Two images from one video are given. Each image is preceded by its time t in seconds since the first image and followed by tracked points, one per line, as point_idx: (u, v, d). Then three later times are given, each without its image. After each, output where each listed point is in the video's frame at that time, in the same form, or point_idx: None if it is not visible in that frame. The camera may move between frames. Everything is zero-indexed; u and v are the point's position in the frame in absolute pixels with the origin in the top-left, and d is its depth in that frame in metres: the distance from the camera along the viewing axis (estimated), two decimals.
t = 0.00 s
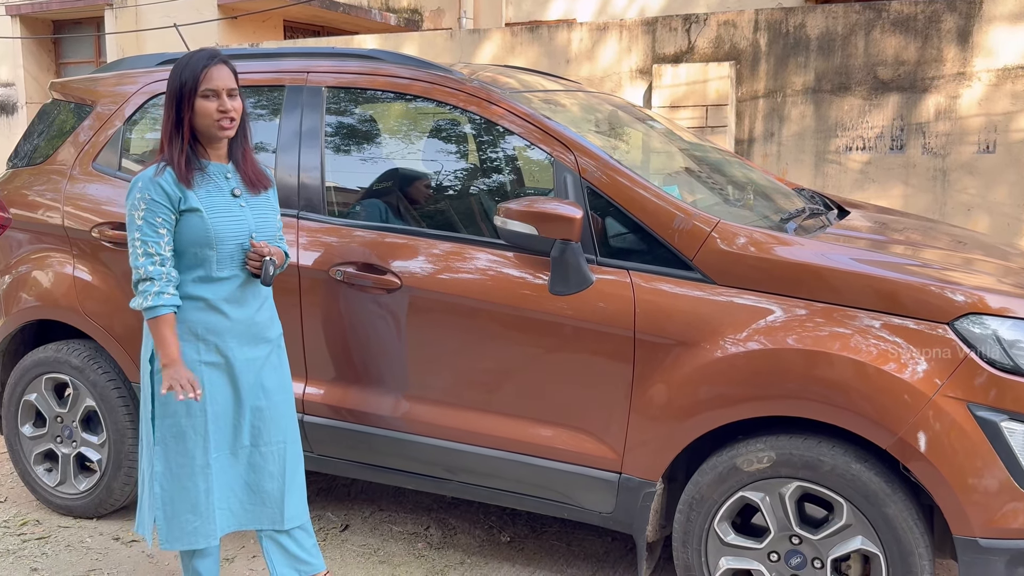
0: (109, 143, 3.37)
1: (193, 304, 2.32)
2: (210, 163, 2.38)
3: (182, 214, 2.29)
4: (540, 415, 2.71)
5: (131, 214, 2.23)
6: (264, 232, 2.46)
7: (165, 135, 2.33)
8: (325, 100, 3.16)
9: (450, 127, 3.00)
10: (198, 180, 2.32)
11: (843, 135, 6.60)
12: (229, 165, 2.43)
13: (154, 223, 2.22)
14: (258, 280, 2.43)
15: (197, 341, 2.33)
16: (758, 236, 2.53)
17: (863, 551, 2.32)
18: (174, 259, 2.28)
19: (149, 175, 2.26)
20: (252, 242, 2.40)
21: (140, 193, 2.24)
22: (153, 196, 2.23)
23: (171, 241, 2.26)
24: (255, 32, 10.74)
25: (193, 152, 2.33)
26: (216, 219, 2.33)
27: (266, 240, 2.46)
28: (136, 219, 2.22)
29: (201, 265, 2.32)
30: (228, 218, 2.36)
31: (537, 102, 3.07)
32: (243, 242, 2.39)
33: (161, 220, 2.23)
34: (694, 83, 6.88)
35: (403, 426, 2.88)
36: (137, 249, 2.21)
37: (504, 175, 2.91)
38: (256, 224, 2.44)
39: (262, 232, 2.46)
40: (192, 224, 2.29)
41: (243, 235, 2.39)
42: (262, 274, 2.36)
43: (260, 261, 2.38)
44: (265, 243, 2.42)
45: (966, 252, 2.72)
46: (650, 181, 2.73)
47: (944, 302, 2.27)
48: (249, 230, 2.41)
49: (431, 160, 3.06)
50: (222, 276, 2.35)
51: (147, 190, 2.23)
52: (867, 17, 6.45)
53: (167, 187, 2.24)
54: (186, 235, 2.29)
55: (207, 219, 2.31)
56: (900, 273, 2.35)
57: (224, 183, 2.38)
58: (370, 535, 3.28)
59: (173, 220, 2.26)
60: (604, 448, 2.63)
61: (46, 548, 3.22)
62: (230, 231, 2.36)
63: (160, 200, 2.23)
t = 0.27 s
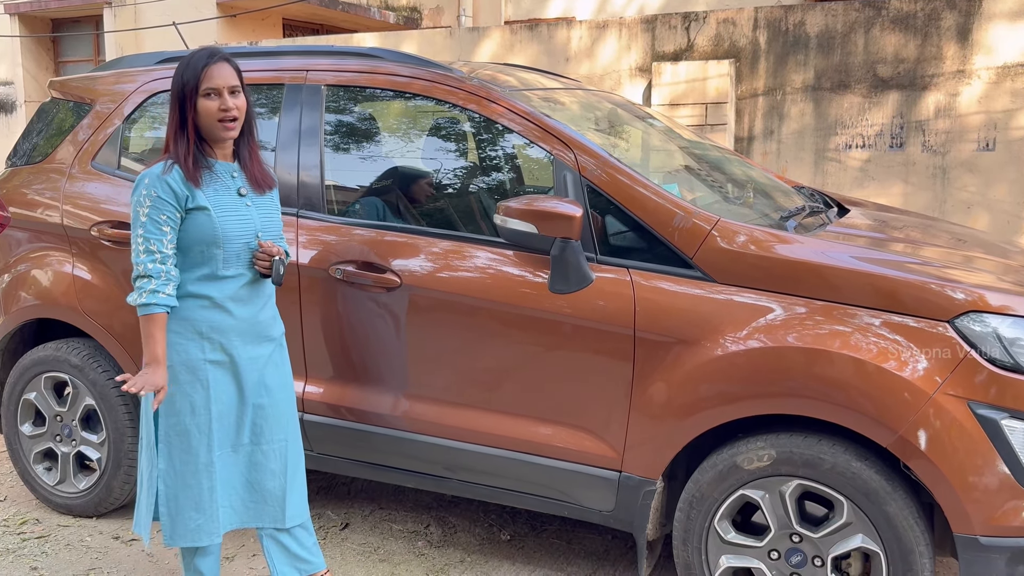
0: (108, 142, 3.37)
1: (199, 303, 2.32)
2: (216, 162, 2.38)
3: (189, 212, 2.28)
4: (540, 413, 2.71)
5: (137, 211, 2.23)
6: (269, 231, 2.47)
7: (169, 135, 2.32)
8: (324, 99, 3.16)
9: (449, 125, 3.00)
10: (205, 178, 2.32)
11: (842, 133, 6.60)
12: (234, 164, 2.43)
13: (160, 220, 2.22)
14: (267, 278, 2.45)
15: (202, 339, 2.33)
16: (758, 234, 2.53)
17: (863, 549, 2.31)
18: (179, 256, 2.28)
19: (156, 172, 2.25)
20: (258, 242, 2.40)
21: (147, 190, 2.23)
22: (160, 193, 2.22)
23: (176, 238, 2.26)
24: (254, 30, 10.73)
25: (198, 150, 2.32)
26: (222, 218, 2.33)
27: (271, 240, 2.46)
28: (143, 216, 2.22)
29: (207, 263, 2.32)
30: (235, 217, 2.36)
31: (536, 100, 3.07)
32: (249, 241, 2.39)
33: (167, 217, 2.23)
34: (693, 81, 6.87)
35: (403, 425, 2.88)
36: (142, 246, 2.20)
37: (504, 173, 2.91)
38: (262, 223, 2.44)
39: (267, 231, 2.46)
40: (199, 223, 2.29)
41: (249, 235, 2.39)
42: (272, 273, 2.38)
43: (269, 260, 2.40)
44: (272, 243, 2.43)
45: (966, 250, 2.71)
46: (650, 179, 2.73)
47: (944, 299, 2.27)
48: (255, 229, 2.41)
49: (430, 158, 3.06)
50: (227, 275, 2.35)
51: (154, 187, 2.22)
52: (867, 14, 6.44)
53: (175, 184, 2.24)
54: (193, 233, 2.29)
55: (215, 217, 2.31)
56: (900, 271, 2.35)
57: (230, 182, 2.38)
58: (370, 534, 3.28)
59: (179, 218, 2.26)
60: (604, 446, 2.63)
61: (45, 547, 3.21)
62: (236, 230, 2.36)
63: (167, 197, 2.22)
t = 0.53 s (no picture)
0: (107, 142, 3.37)
1: (202, 302, 2.32)
2: (218, 162, 2.38)
3: (192, 211, 2.29)
4: (540, 413, 2.70)
5: (142, 209, 2.22)
6: (271, 232, 2.47)
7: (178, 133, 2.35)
8: (324, 98, 3.16)
9: (449, 124, 3.00)
10: (207, 177, 2.32)
11: (842, 132, 6.60)
12: (237, 167, 2.43)
13: (167, 217, 2.22)
14: (267, 278, 2.45)
15: (203, 339, 2.32)
16: (758, 233, 2.53)
17: (864, 548, 2.31)
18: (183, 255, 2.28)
19: (160, 169, 2.25)
20: (260, 243, 2.40)
21: (152, 187, 2.22)
22: (166, 190, 2.22)
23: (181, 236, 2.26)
24: (253, 30, 10.72)
25: (202, 150, 2.33)
26: (225, 217, 2.33)
27: (273, 241, 2.46)
28: (149, 214, 2.21)
29: (208, 262, 2.32)
30: (237, 217, 2.36)
31: (536, 100, 3.07)
32: (251, 241, 2.39)
33: (173, 215, 2.23)
34: (693, 80, 6.87)
35: (402, 425, 2.88)
36: (150, 243, 2.19)
37: (504, 173, 2.91)
38: (264, 224, 2.44)
39: (269, 232, 2.45)
40: (202, 221, 2.30)
41: (251, 234, 2.39)
42: (272, 272, 2.38)
43: (269, 260, 2.40)
44: (274, 244, 2.43)
45: (966, 249, 2.71)
46: (650, 178, 2.73)
47: (944, 299, 2.27)
48: (257, 230, 2.41)
49: (430, 157, 3.05)
50: (229, 275, 2.35)
51: (160, 184, 2.22)
52: (866, 13, 6.44)
53: (179, 182, 2.24)
54: (195, 232, 2.29)
55: (217, 216, 2.32)
56: (900, 270, 2.35)
57: (232, 182, 2.38)
58: (370, 534, 3.28)
59: (184, 216, 2.26)
60: (604, 445, 2.63)
61: (45, 547, 3.21)
62: (239, 230, 2.36)
63: (173, 195, 2.23)
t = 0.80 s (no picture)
0: (107, 142, 3.37)
1: (204, 303, 2.32)
2: (223, 161, 2.38)
3: (196, 212, 2.29)
4: (540, 413, 2.71)
5: (145, 208, 2.20)
6: (273, 234, 2.47)
7: (180, 132, 2.33)
8: (323, 98, 3.16)
9: (448, 125, 3.00)
10: (212, 178, 2.32)
11: (842, 132, 6.60)
12: (241, 166, 2.44)
13: (172, 218, 2.22)
14: (269, 280, 2.44)
15: (205, 340, 2.32)
16: (758, 234, 2.53)
17: (863, 549, 2.31)
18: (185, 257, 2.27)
19: (165, 169, 2.24)
20: (263, 244, 2.41)
21: (156, 188, 2.21)
22: (171, 191, 2.22)
23: (185, 237, 2.26)
24: (253, 31, 10.72)
25: (207, 150, 2.32)
26: (229, 219, 2.34)
27: (275, 242, 2.47)
28: (152, 214, 2.20)
29: (211, 264, 2.32)
30: (241, 218, 2.36)
31: (536, 100, 3.07)
32: (254, 243, 2.39)
33: (177, 215, 2.23)
34: (693, 80, 6.87)
35: (402, 425, 2.88)
36: (153, 244, 2.18)
37: (503, 173, 2.91)
38: (267, 226, 2.45)
39: (271, 234, 2.46)
40: (205, 222, 2.30)
41: (254, 236, 2.39)
42: (276, 274, 2.37)
43: (273, 262, 2.40)
44: (276, 246, 2.44)
45: (966, 249, 2.71)
46: (650, 179, 2.73)
47: (944, 299, 2.27)
48: (260, 231, 2.41)
49: (429, 158, 3.06)
50: (233, 276, 2.35)
51: (164, 185, 2.22)
52: (866, 14, 6.44)
53: (184, 183, 2.24)
54: (199, 233, 2.29)
55: (221, 217, 2.32)
56: (900, 270, 2.35)
57: (236, 183, 2.38)
58: (370, 534, 3.28)
59: (188, 217, 2.26)
60: (604, 446, 2.63)
61: (45, 548, 3.21)
62: (242, 231, 2.36)
63: (178, 196, 2.23)
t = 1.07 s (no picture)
0: (107, 144, 3.37)
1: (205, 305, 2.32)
2: (219, 163, 2.37)
3: (194, 215, 2.29)
4: (540, 415, 2.71)
5: (145, 214, 2.22)
6: (271, 232, 2.47)
7: (184, 130, 2.29)
8: (324, 100, 3.16)
9: (449, 126, 3.00)
10: (210, 181, 2.32)
11: (842, 133, 6.59)
12: (235, 166, 2.43)
13: (170, 223, 2.22)
14: (269, 280, 2.44)
15: (207, 342, 2.32)
16: (758, 235, 2.53)
17: (863, 550, 2.31)
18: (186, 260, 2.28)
19: (161, 174, 2.24)
20: (262, 243, 2.41)
21: (153, 193, 2.22)
22: (167, 196, 2.22)
23: (184, 240, 2.26)
24: (253, 32, 10.71)
25: (208, 152, 2.31)
26: (228, 221, 2.34)
27: (274, 241, 2.47)
28: (152, 219, 2.21)
29: (211, 266, 2.32)
30: (238, 219, 2.36)
31: (536, 102, 3.07)
32: (253, 243, 2.40)
33: (176, 220, 2.23)
34: (692, 82, 6.87)
35: (402, 426, 2.88)
36: (155, 249, 2.20)
37: (504, 175, 2.91)
38: (265, 224, 2.45)
39: (269, 233, 2.46)
40: (204, 225, 2.30)
41: (253, 236, 2.40)
42: (275, 273, 2.38)
43: (272, 260, 2.40)
44: (275, 244, 2.43)
45: (966, 251, 2.71)
46: (650, 180, 2.73)
47: (944, 300, 2.27)
48: (258, 230, 2.41)
49: (429, 159, 3.06)
50: (233, 278, 2.35)
51: (161, 190, 2.22)
52: (866, 15, 6.44)
53: (181, 187, 2.24)
54: (197, 236, 2.30)
55: (219, 219, 2.32)
56: (900, 272, 2.35)
57: (232, 184, 2.38)
58: (370, 536, 3.28)
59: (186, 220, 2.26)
60: (604, 447, 2.63)
61: (45, 549, 3.22)
62: (240, 232, 2.36)
63: (175, 200, 2.23)
